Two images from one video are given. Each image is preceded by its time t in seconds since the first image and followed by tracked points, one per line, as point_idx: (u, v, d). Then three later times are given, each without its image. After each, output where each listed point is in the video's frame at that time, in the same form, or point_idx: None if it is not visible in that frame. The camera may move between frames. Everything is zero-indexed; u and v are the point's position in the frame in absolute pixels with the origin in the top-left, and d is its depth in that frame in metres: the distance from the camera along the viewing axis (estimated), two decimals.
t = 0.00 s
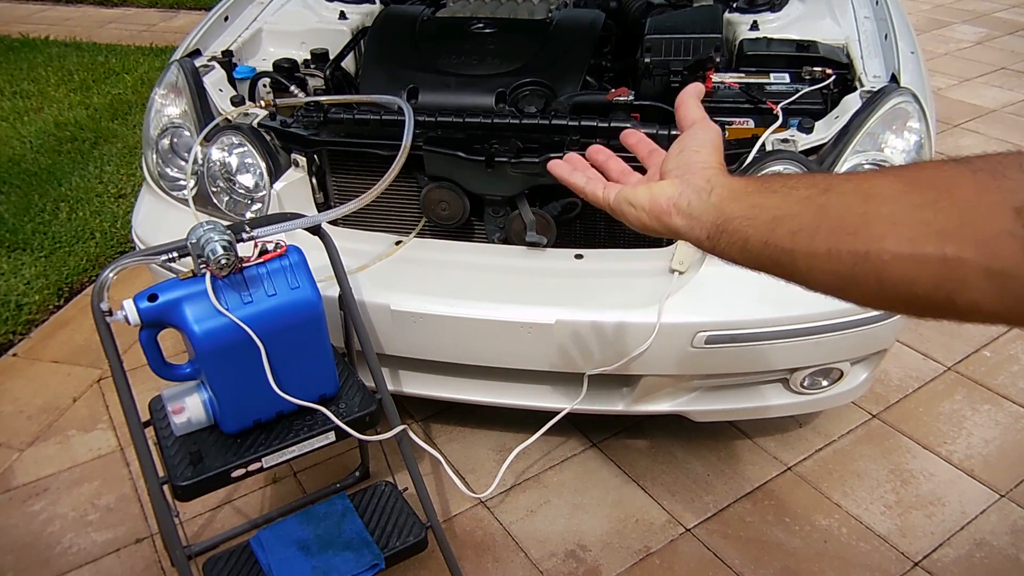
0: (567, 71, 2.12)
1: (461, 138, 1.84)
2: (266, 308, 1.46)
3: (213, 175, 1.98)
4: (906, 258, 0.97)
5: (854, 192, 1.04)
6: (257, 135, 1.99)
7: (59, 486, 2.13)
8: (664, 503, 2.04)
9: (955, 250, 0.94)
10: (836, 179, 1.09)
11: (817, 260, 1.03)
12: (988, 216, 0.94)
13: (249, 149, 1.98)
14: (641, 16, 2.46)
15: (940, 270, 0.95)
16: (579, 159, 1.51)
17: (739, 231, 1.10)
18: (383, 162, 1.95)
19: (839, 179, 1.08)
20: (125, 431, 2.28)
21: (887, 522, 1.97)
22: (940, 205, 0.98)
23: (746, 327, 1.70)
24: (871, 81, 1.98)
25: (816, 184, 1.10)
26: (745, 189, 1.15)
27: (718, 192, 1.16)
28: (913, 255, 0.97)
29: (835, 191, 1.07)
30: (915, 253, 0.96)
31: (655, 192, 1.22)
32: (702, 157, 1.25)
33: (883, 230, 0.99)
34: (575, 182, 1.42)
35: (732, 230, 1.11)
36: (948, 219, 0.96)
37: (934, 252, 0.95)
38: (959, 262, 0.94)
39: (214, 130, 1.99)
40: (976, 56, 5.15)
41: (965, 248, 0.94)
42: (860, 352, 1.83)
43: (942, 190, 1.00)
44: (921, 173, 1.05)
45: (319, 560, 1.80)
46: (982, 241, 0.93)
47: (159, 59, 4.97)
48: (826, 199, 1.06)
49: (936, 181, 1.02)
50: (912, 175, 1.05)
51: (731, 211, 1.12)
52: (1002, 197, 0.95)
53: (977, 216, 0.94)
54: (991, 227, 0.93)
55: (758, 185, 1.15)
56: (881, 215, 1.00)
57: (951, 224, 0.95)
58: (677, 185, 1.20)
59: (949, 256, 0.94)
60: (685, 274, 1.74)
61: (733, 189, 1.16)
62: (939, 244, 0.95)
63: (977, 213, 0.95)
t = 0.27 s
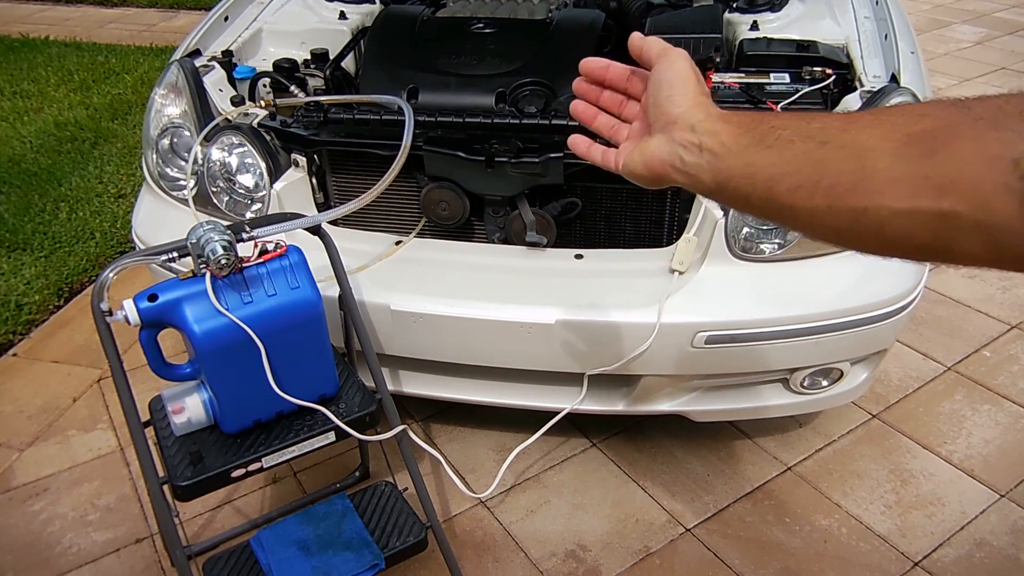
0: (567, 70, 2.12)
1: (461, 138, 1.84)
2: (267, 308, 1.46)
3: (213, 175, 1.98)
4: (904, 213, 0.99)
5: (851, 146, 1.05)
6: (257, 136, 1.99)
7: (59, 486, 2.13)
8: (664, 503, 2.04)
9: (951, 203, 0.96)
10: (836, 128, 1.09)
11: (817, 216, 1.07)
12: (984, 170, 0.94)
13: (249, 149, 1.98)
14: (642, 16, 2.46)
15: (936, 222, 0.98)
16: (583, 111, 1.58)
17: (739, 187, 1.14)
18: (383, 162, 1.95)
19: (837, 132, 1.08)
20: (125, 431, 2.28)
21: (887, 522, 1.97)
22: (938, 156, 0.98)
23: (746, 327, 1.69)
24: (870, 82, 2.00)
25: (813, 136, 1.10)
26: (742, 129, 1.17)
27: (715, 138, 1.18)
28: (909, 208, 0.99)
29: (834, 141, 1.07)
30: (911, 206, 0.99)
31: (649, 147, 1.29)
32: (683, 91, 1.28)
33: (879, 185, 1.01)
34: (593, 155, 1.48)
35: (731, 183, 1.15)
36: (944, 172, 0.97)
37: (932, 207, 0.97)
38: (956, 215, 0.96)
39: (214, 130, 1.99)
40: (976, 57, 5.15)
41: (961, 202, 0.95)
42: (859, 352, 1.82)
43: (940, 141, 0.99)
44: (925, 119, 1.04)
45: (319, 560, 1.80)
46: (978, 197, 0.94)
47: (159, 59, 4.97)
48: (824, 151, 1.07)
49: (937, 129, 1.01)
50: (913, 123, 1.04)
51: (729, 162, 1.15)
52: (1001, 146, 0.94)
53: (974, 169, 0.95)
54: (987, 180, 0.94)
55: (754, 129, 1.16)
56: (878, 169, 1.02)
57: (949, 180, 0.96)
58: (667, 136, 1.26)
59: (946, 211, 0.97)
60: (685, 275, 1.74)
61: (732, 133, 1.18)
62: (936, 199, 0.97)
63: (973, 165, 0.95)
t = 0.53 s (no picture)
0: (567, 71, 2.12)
1: (461, 138, 1.84)
2: (266, 308, 1.46)
3: (213, 175, 1.99)
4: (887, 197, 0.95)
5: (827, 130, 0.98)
6: (257, 136, 1.99)
7: (59, 486, 2.13)
8: (664, 503, 2.04)
9: (935, 187, 0.91)
10: (813, 111, 1.01)
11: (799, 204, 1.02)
12: (970, 151, 0.89)
13: (249, 149, 1.98)
14: (642, 16, 2.45)
15: (921, 206, 0.94)
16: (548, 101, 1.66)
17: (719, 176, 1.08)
18: (383, 162, 1.95)
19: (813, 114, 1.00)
20: (125, 431, 2.28)
21: (887, 522, 1.97)
22: (919, 136, 0.92)
23: (745, 327, 1.69)
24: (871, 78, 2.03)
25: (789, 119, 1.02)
26: (715, 112, 1.10)
27: (689, 126, 1.12)
28: (893, 194, 0.94)
29: (811, 126, 0.99)
30: (896, 191, 0.94)
31: (624, 141, 1.29)
32: (643, 72, 1.25)
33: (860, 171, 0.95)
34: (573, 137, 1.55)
35: (714, 175, 1.09)
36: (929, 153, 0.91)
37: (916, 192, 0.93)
38: (941, 198, 0.92)
39: (214, 130, 1.99)
40: (976, 57, 5.15)
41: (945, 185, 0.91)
42: (859, 352, 1.82)
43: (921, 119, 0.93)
44: (906, 93, 0.97)
45: (319, 560, 1.80)
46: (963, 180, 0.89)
47: (160, 59, 4.97)
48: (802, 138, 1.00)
49: (916, 106, 0.95)
50: (890, 101, 0.97)
51: (709, 154, 1.08)
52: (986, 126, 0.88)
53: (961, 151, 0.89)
54: (973, 161, 0.89)
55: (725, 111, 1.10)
56: (857, 155, 0.95)
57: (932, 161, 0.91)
58: (636, 128, 1.24)
59: (931, 195, 0.92)
60: (685, 274, 1.74)
61: (706, 117, 1.12)
62: (920, 183, 0.92)
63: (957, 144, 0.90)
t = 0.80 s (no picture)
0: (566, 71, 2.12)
1: (461, 138, 1.84)
2: (266, 308, 1.46)
3: (213, 174, 1.98)
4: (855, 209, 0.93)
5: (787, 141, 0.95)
6: (257, 136, 1.99)
7: (59, 486, 2.13)
8: (664, 503, 2.04)
9: (902, 197, 0.91)
10: (769, 121, 0.98)
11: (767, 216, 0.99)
12: (935, 160, 0.88)
13: (249, 149, 1.98)
14: (642, 16, 2.45)
15: (887, 216, 0.93)
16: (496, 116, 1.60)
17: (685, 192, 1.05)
18: (383, 162, 1.95)
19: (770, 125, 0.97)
20: (125, 431, 2.28)
21: (887, 522, 1.97)
22: (885, 146, 0.90)
23: (745, 327, 1.69)
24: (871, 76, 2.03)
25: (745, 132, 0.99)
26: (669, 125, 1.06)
27: (643, 140, 1.08)
28: (861, 205, 0.93)
29: (772, 138, 0.97)
30: (863, 203, 0.93)
31: (579, 155, 1.24)
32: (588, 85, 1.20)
33: (825, 182, 0.93)
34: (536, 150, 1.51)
35: (673, 188, 1.06)
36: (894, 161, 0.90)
37: (883, 202, 0.92)
38: (908, 208, 0.91)
39: (214, 130, 1.99)
40: (976, 57, 5.15)
41: (912, 195, 0.90)
42: (860, 352, 1.82)
43: (885, 126, 0.91)
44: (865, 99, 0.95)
45: (319, 560, 1.80)
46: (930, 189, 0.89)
47: (159, 59, 4.97)
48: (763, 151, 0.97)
49: (879, 113, 0.93)
50: (854, 109, 0.94)
51: (667, 168, 1.05)
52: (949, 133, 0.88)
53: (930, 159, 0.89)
54: (940, 171, 0.88)
55: (680, 125, 1.06)
56: (823, 166, 0.93)
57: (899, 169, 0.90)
58: (589, 143, 1.20)
59: (898, 204, 0.91)
60: (685, 274, 1.74)
61: (661, 130, 1.08)
62: (886, 193, 0.91)
63: (923, 154, 0.89)
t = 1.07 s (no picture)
0: (566, 71, 2.12)
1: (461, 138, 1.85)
2: (265, 308, 1.46)
3: (213, 175, 1.98)
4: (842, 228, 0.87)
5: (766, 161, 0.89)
6: (257, 136, 1.99)
7: (59, 486, 2.13)
8: (664, 503, 2.04)
9: (890, 212, 0.84)
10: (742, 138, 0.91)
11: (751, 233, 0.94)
12: (924, 171, 0.81)
13: (249, 149, 1.98)
14: (642, 16, 2.46)
15: (875, 231, 0.87)
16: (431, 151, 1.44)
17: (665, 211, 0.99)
18: (383, 162, 1.95)
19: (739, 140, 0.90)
20: (125, 431, 2.28)
21: (887, 522, 1.97)
22: (868, 162, 0.83)
23: (745, 327, 1.69)
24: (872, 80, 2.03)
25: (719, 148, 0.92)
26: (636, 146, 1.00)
27: (615, 166, 1.02)
28: (847, 223, 0.87)
29: (748, 159, 0.90)
30: (849, 224, 0.87)
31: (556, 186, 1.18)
32: (530, 120, 1.13)
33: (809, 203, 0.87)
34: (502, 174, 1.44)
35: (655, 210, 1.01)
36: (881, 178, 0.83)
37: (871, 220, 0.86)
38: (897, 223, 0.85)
39: (214, 130, 1.99)
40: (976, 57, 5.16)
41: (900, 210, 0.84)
42: (860, 352, 1.83)
43: (863, 140, 0.84)
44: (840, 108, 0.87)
45: (319, 560, 1.80)
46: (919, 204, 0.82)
47: (160, 59, 4.97)
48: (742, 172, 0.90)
49: (854, 125, 0.85)
50: (829, 121, 0.87)
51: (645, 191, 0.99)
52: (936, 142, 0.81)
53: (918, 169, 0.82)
54: (929, 183, 0.81)
55: (650, 151, 0.98)
56: (803, 185, 0.87)
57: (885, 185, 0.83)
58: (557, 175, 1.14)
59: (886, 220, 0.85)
60: (685, 274, 1.74)
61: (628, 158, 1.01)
62: (873, 211, 0.85)
63: (909, 167, 0.82)
